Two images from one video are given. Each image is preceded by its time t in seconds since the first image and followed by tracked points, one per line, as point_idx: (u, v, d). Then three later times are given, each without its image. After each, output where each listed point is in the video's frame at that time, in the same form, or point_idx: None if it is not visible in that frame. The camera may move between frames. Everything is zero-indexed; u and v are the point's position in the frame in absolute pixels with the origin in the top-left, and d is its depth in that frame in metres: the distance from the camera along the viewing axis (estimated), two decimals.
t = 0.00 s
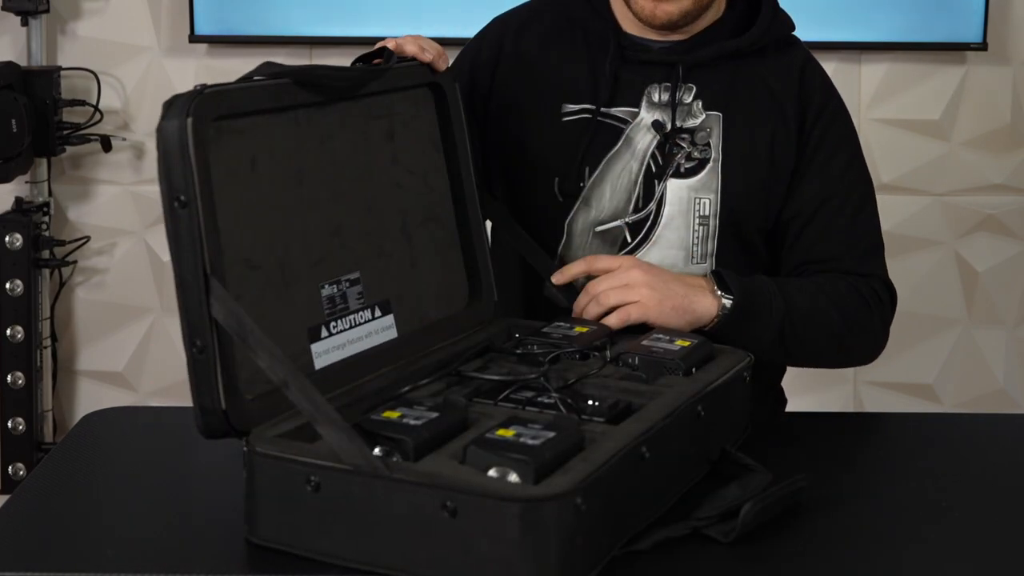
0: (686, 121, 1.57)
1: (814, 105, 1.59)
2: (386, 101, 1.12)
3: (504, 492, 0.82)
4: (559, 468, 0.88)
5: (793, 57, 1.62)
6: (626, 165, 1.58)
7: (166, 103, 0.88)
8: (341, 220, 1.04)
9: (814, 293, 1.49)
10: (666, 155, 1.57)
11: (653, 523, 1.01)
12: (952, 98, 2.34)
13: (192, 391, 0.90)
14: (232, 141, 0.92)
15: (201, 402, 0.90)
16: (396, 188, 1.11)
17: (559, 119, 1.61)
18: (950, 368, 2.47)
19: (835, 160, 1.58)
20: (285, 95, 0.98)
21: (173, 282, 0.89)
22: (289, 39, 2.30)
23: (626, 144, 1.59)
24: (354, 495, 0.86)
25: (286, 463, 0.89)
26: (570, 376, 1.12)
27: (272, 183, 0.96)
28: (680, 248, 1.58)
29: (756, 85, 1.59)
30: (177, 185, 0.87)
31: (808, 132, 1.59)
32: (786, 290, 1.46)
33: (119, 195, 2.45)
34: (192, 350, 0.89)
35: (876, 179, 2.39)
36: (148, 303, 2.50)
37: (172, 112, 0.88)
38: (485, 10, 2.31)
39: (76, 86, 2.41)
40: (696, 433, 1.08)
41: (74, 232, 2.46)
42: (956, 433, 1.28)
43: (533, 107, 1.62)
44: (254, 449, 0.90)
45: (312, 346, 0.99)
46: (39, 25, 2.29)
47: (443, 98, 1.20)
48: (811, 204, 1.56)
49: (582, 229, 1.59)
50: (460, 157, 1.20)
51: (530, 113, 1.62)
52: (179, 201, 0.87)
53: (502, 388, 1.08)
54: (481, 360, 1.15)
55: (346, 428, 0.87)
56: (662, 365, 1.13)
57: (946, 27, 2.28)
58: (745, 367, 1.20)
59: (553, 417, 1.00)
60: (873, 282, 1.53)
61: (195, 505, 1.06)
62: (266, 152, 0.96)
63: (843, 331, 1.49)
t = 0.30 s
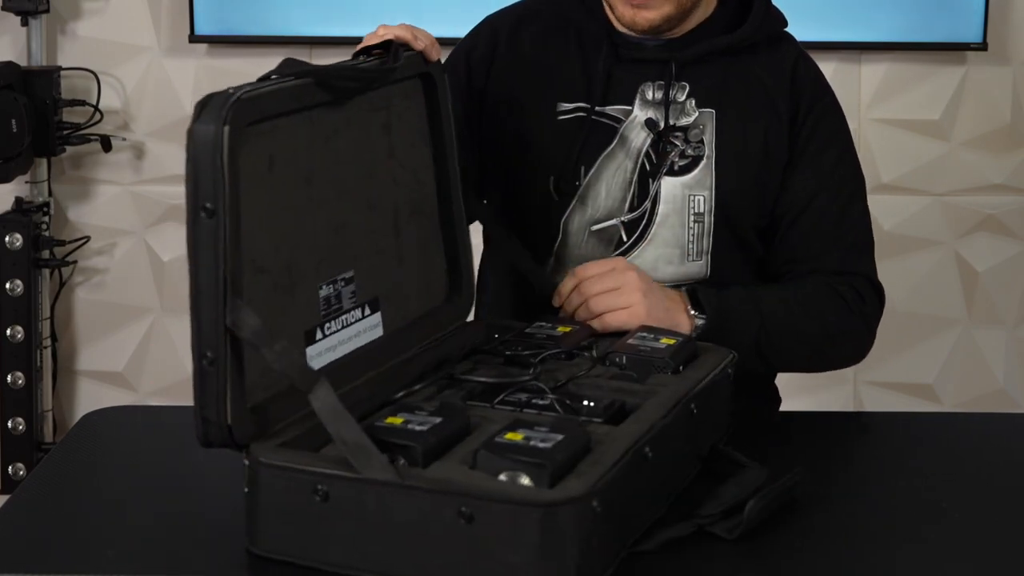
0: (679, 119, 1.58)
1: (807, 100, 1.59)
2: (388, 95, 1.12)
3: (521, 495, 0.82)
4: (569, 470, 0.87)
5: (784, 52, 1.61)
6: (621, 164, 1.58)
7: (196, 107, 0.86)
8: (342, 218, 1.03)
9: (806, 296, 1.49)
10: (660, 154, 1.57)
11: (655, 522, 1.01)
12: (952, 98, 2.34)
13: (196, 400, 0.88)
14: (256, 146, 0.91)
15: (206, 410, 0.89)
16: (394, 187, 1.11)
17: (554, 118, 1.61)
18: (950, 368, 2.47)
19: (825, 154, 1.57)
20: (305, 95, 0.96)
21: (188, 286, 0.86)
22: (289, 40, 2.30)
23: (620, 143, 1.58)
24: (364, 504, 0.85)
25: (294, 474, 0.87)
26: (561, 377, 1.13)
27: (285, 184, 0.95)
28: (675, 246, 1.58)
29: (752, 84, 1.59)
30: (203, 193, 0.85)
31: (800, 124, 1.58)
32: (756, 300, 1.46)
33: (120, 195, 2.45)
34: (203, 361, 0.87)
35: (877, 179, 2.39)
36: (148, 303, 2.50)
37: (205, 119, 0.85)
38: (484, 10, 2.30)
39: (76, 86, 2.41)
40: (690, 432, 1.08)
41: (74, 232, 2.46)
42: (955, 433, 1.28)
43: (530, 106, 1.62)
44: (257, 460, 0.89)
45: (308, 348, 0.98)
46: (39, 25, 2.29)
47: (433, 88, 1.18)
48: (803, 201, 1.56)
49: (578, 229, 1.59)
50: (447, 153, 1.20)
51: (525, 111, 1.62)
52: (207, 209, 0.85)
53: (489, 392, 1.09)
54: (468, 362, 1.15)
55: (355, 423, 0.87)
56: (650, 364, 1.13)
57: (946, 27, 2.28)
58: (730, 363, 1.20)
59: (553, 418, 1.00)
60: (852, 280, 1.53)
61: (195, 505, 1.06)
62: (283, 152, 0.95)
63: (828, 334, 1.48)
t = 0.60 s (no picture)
0: (672, 115, 1.57)
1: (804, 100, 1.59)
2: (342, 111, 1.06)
3: (543, 507, 0.80)
4: (588, 478, 0.87)
5: (780, 51, 1.62)
6: (613, 159, 1.57)
7: (139, 123, 0.80)
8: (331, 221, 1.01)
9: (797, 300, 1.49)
10: (652, 148, 1.57)
11: (664, 526, 1.01)
12: (952, 98, 2.34)
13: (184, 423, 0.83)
14: (209, 161, 0.84)
15: (198, 436, 0.83)
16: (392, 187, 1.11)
17: (547, 111, 1.61)
18: (950, 368, 2.47)
19: (820, 153, 1.57)
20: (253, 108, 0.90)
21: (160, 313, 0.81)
22: (289, 40, 2.30)
23: (614, 137, 1.58)
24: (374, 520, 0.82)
25: (301, 492, 0.83)
26: (548, 382, 1.14)
27: (244, 198, 0.88)
28: (666, 241, 1.57)
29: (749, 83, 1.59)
30: (158, 210, 0.79)
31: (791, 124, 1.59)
32: (725, 309, 1.43)
33: (120, 195, 2.45)
34: (187, 385, 0.82)
35: (876, 179, 2.39)
36: (148, 303, 2.50)
37: (148, 133, 0.79)
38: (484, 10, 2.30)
39: (77, 86, 2.41)
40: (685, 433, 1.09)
41: (74, 232, 2.46)
42: (955, 433, 1.28)
43: (528, 105, 1.61)
44: (262, 479, 0.85)
45: (289, 367, 0.93)
46: (39, 25, 2.29)
47: (392, 96, 1.15)
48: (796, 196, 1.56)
49: (569, 222, 1.58)
50: (407, 160, 1.16)
51: (521, 107, 1.62)
52: (164, 227, 0.79)
53: (481, 400, 1.08)
54: (453, 370, 1.16)
55: (350, 438, 0.83)
56: (636, 367, 1.15)
57: (946, 27, 2.28)
58: (710, 364, 1.22)
59: (555, 424, 1.00)
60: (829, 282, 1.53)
61: (194, 505, 1.06)
62: (238, 168, 0.88)
63: (808, 339, 1.47)
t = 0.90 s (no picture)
0: (667, 112, 1.57)
1: (803, 97, 1.57)
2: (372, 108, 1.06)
3: (545, 505, 0.80)
4: (587, 477, 0.87)
5: (776, 47, 1.60)
6: (608, 157, 1.57)
7: (184, 110, 0.80)
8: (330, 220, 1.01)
9: (799, 299, 1.49)
10: (647, 145, 1.57)
11: (664, 525, 1.01)
12: (952, 98, 2.34)
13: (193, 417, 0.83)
14: (246, 152, 0.84)
15: (204, 426, 0.83)
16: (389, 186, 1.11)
17: (543, 111, 1.61)
18: (950, 368, 2.47)
19: (816, 151, 1.56)
20: (295, 102, 0.90)
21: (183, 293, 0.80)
22: (289, 39, 2.30)
23: (609, 135, 1.58)
24: (373, 521, 0.82)
25: (300, 490, 0.84)
26: (548, 382, 1.14)
27: (273, 190, 0.88)
28: (662, 237, 1.57)
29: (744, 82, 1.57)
30: (193, 197, 0.79)
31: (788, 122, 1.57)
32: (726, 307, 1.44)
33: (120, 196, 2.45)
34: (200, 375, 0.82)
35: (877, 178, 2.39)
36: (148, 303, 2.49)
37: (192, 120, 0.79)
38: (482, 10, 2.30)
39: (77, 86, 2.41)
40: (685, 432, 1.09)
41: (74, 232, 2.47)
42: (954, 433, 1.28)
43: (528, 104, 1.62)
44: (262, 477, 0.85)
45: (298, 360, 0.93)
46: (39, 25, 2.29)
47: (420, 95, 1.14)
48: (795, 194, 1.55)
49: (565, 220, 1.58)
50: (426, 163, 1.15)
51: (517, 106, 1.62)
52: (198, 215, 0.79)
53: (480, 399, 1.08)
54: (452, 370, 1.16)
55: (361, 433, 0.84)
56: (635, 367, 1.15)
57: (946, 27, 2.28)
58: (709, 365, 1.22)
59: (557, 423, 1.01)
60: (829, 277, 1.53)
61: (194, 505, 1.06)
62: (273, 161, 0.88)
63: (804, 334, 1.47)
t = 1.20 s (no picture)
0: (657, 109, 1.57)
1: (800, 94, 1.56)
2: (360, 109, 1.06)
3: (545, 506, 0.80)
4: (587, 476, 0.87)
5: (767, 41, 1.59)
6: (599, 155, 1.57)
7: (164, 114, 0.80)
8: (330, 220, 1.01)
9: (801, 295, 1.49)
10: (638, 142, 1.57)
11: (664, 525, 1.01)
12: (952, 98, 2.34)
13: (189, 418, 0.82)
14: (230, 153, 0.84)
15: (202, 430, 0.83)
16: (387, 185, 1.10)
17: (534, 113, 1.61)
18: (950, 368, 2.47)
19: (810, 148, 1.55)
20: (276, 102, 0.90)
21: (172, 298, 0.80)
22: (289, 39, 2.30)
23: (599, 134, 1.58)
24: (372, 521, 0.82)
25: (300, 490, 0.84)
26: (547, 382, 1.14)
27: (260, 191, 0.88)
28: (655, 234, 1.57)
29: (738, 77, 1.57)
30: (176, 201, 0.79)
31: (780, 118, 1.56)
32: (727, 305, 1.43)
33: (120, 195, 2.44)
34: (195, 377, 0.81)
35: (876, 178, 2.38)
36: (149, 303, 2.49)
37: (172, 127, 0.79)
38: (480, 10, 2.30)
39: (77, 86, 2.41)
40: (685, 432, 1.09)
41: (74, 232, 2.46)
42: (955, 433, 1.28)
43: (525, 103, 1.61)
44: (262, 477, 0.85)
45: (293, 363, 0.93)
46: (39, 25, 2.29)
47: (404, 95, 1.14)
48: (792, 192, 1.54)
49: (558, 221, 1.58)
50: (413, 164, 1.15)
51: (506, 107, 1.61)
52: (182, 218, 0.79)
53: (480, 399, 1.08)
54: (451, 370, 1.16)
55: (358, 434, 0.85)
56: (635, 367, 1.15)
57: (946, 27, 2.28)
58: (709, 365, 1.22)
59: (556, 424, 1.01)
60: (828, 270, 1.53)
61: (194, 505, 1.05)
62: (258, 162, 0.88)
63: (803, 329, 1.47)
